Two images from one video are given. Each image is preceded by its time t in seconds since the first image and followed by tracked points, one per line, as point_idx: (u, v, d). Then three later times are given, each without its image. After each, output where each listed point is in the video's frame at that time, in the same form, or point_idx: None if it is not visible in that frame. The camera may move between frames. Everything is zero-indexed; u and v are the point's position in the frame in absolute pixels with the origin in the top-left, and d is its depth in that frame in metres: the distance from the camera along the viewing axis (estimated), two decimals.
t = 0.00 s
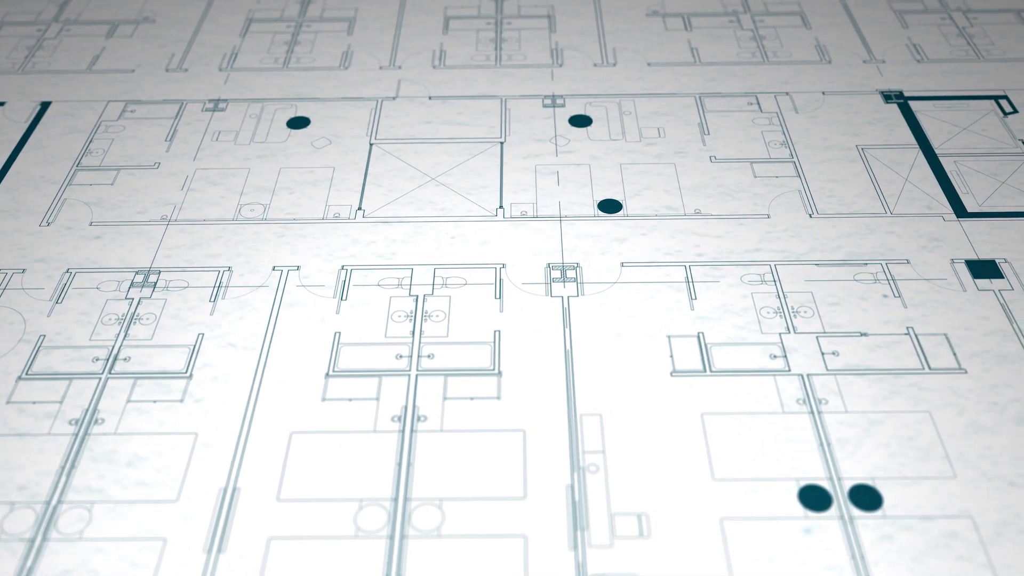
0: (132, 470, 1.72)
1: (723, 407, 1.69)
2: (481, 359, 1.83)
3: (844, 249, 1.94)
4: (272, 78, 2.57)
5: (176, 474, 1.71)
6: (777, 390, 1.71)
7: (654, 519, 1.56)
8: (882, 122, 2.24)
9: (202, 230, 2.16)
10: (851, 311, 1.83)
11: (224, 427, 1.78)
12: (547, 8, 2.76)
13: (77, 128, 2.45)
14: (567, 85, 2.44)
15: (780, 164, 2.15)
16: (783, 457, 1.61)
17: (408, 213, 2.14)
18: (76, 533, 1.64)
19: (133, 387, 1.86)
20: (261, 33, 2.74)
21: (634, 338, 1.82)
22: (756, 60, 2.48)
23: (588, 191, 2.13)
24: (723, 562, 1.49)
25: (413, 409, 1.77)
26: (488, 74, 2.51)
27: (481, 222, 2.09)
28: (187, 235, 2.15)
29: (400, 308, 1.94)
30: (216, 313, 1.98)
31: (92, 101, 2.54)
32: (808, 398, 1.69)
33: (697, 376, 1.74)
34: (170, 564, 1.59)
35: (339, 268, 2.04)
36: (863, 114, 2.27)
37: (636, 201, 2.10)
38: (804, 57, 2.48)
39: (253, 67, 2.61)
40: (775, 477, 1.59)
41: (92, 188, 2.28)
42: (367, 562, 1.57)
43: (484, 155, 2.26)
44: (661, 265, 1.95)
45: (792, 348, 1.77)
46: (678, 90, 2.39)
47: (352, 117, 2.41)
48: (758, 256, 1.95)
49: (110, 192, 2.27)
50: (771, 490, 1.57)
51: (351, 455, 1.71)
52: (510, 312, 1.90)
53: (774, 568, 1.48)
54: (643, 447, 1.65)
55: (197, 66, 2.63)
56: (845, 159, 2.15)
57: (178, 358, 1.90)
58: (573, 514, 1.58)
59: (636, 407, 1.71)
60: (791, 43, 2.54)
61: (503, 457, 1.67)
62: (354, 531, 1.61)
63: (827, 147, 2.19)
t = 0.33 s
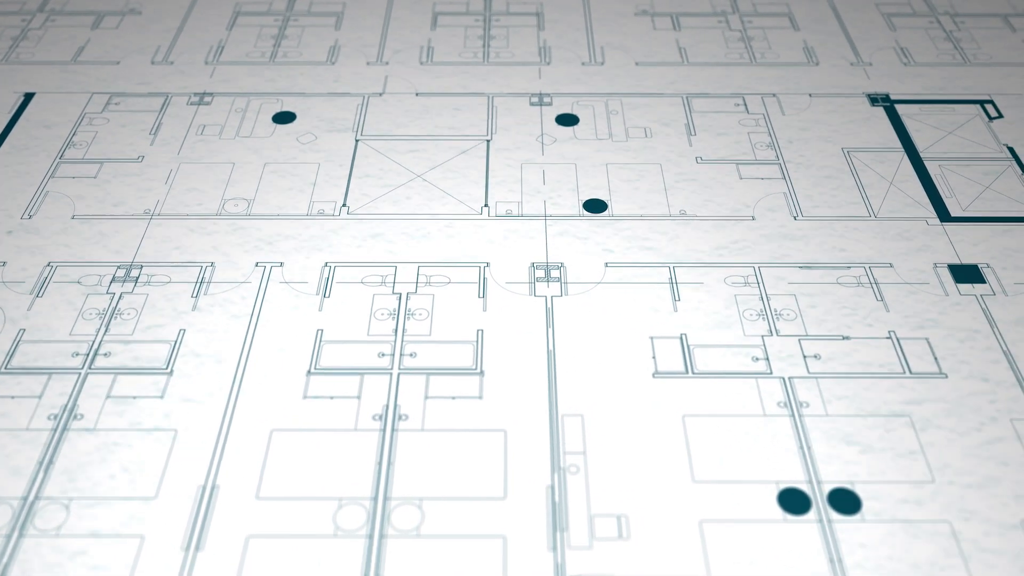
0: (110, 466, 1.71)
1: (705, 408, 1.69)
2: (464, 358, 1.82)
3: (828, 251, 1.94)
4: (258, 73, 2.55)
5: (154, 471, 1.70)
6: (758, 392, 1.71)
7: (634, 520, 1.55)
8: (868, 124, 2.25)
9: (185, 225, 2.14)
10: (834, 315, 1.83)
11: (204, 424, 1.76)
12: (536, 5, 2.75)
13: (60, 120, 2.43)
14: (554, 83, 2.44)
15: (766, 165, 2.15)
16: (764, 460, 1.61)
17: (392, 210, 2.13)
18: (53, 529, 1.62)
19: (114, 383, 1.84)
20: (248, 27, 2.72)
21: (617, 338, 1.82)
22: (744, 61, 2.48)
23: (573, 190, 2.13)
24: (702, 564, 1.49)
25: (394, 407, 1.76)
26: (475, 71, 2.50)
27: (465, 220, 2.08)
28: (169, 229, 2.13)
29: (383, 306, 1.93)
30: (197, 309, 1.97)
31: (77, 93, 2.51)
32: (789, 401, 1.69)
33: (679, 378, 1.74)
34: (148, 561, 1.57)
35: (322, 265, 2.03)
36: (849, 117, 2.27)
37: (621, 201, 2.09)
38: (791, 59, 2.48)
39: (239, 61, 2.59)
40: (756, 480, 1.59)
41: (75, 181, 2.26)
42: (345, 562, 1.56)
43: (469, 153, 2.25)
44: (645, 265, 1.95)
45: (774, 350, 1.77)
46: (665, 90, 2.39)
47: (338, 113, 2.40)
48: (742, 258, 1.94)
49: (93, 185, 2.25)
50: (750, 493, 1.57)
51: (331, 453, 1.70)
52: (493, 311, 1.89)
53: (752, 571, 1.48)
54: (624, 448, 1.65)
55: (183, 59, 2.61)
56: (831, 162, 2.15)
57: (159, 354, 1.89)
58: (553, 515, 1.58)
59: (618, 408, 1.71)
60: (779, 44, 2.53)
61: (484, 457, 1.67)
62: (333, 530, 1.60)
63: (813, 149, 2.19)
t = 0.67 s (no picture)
0: (88, 461, 1.68)
1: (686, 410, 1.69)
2: (446, 357, 1.81)
3: (812, 254, 1.94)
4: (244, 67, 2.53)
5: (132, 467, 1.67)
6: (740, 394, 1.71)
7: (613, 521, 1.55)
8: (854, 127, 2.25)
9: (168, 220, 2.12)
10: (817, 317, 1.83)
11: (184, 420, 1.74)
12: (525, 3, 2.74)
13: (44, 112, 2.40)
14: (541, 81, 2.43)
15: (752, 167, 2.15)
16: (745, 462, 1.61)
17: (377, 207, 2.12)
18: (30, 526, 1.60)
19: (93, 378, 1.82)
20: (234, 20, 2.70)
21: (600, 339, 1.81)
22: (731, 61, 2.48)
23: (559, 189, 2.12)
24: (681, 566, 1.49)
25: (376, 406, 1.75)
26: (462, 68, 2.49)
27: (450, 218, 2.08)
28: (152, 224, 2.11)
29: (366, 304, 1.92)
30: (179, 304, 1.95)
31: (60, 84, 2.49)
32: (770, 403, 1.69)
33: (661, 379, 1.74)
34: (125, 559, 1.55)
35: (305, 261, 2.02)
36: (836, 119, 2.27)
37: (607, 200, 2.09)
38: (779, 60, 2.47)
39: (224, 55, 2.58)
40: (736, 482, 1.59)
41: (57, 173, 2.24)
42: (323, 561, 1.55)
43: (455, 151, 2.24)
44: (629, 266, 1.94)
45: (757, 352, 1.77)
46: (652, 90, 2.38)
47: (323, 108, 2.38)
48: (726, 259, 1.94)
49: (75, 178, 2.22)
50: (731, 495, 1.57)
51: (311, 451, 1.69)
52: (477, 310, 1.89)
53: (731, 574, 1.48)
54: (605, 450, 1.64)
55: (168, 52, 2.59)
56: (817, 164, 2.15)
57: (140, 350, 1.87)
58: (533, 516, 1.57)
59: (599, 409, 1.70)
60: (766, 45, 2.53)
61: (465, 457, 1.66)
62: (312, 529, 1.59)
63: (799, 151, 2.18)
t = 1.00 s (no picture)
0: (66, 457, 1.67)
1: (668, 411, 1.69)
2: (428, 356, 1.80)
3: (796, 256, 1.94)
4: (230, 60, 2.52)
5: (111, 463, 1.66)
6: (722, 396, 1.71)
7: (593, 522, 1.55)
8: (840, 129, 2.25)
9: (150, 214, 2.11)
10: (799, 320, 1.83)
11: (163, 416, 1.73)
12: None
13: (27, 103, 2.38)
14: (529, 79, 2.42)
15: (737, 168, 2.15)
16: (725, 464, 1.61)
17: (361, 203, 2.11)
18: (6, 522, 1.58)
19: (72, 373, 1.80)
20: (221, 13, 2.68)
21: (583, 339, 1.81)
22: (719, 61, 2.47)
23: (544, 188, 2.11)
24: (659, 567, 1.49)
25: (357, 404, 1.74)
26: (450, 64, 2.48)
27: (434, 216, 2.07)
28: (135, 218, 2.10)
29: (348, 301, 1.91)
30: (161, 299, 1.93)
31: (44, 76, 2.46)
32: (751, 405, 1.69)
33: (643, 380, 1.74)
34: (102, 555, 1.54)
35: (288, 257, 2.00)
36: (822, 121, 2.27)
37: (592, 200, 2.08)
38: (766, 61, 2.47)
39: (211, 47, 2.56)
40: (717, 484, 1.59)
41: (39, 165, 2.21)
42: (301, 559, 1.54)
43: (441, 148, 2.23)
44: (614, 265, 1.94)
45: (739, 354, 1.77)
46: (640, 89, 2.37)
47: (309, 103, 2.37)
48: (710, 261, 1.94)
49: (57, 170, 2.20)
50: (711, 498, 1.57)
51: (292, 449, 1.68)
52: (460, 308, 1.88)
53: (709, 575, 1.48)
54: (585, 450, 1.64)
55: (153, 44, 2.57)
56: (803, 166, 2.15)
57: (120, 345, 1.85)
58: (512, 516, 1.57)
59: (581, 409, 1.70)
60: (754, 45, 2.53)
61: (446, 456, 1.65)
62: (291, 527, 1.58)
63: (785, 153, 2.18)
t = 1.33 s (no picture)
0: (43, 453, 1.65)
1: (650, 412, 1.69)
2: (410, 354, 1.79)
3: (780, 257, 1.94)
4: (216, 53, 2.50)
5: (89, 459, 1.64)
6: (704, 398, 1.70)
7: (572, 523, 1.55)
8: (827, 131, 2.24)
9: (133, 207, 2.09)
10: (782, 322, 1.82)
11: (143, 412, 1.71)
12: None
13: (9, 94, 2.35)
14: (516, 76, 2.41)
15: (723, 168, 2.14)
16: (706, 466, 1.61)
17: (345, 200, 2.09)
18: None
19: (51, 368, 1.78)
20: (208, 5, 2.66)
21: (566, 339, 1.80)
22: (707, 61, 2.47)
23: (530, 186, 2.11)
24: (638, 569, 1.49)
25: (338, 402, 1.73)
26: (437, 60, 2.46)
27: (419, 213, 2.06)
28: (117, 211, 2.08)
29: (331, 298, 1.90)
30: (142, 294, 1.92)
31: (28, 66, 2.44)
32: (733, 407, 1.69)
33: (625, 380, 1.73)
34: (78, 552, 1.52)
35: (272, 253, 1.99)
36: (809, 123, 2.27)
37: (577, 199, 2.08)
38: (754, 61, 2.47)
39: (197, 40, 2.54)
40: (697, 486, 1.59)
41: (21, 157, 2.19)
42: (280, 558, 1.53)
43: (426, 145, 2.21)
44: (598, 265, 1.93)
45: (721, 356, 1.77)
46: (627, 87, 2.37)
47: (295, 98, 2.35)
48: (694, 262, 1.94)
49: (39, 162, 2.18)
50: (691, 499, 1.57)
51: (272, 447, 1.67)
52: (443, 307, 1.87)
53: None
54: (566, 451, 1.64)
55: (139, 36, 2.54)
56: (789, 167, 2.14)
57: (101, 339, 1.83)
58: (492, 516, 1.56)
59: (562, 409, 1.69)
60: (742, 45, 2.52)
61: (426, 455, 1.64)
62: (269, 525, 1.57)
63: (771, 154, 2.18)
